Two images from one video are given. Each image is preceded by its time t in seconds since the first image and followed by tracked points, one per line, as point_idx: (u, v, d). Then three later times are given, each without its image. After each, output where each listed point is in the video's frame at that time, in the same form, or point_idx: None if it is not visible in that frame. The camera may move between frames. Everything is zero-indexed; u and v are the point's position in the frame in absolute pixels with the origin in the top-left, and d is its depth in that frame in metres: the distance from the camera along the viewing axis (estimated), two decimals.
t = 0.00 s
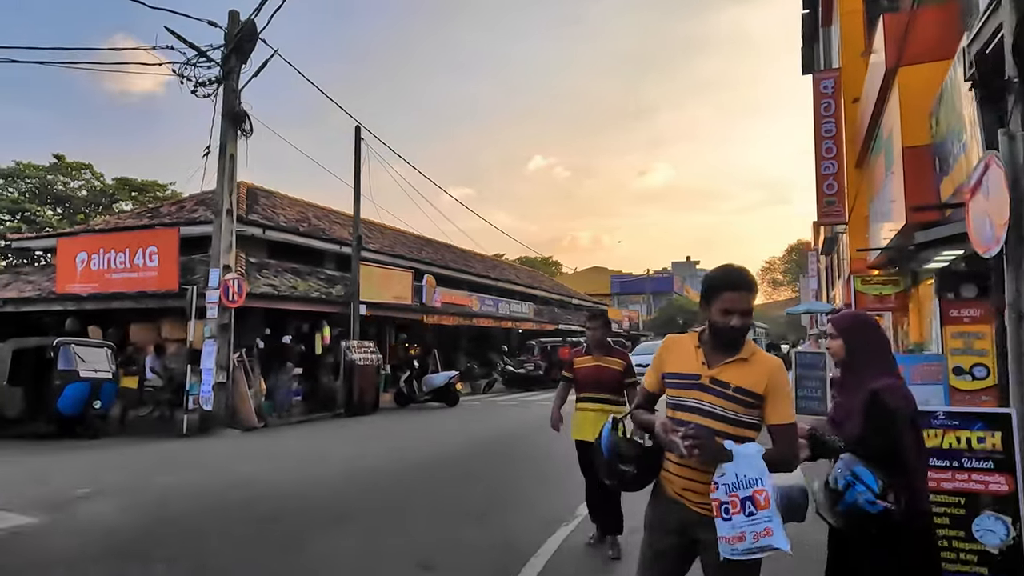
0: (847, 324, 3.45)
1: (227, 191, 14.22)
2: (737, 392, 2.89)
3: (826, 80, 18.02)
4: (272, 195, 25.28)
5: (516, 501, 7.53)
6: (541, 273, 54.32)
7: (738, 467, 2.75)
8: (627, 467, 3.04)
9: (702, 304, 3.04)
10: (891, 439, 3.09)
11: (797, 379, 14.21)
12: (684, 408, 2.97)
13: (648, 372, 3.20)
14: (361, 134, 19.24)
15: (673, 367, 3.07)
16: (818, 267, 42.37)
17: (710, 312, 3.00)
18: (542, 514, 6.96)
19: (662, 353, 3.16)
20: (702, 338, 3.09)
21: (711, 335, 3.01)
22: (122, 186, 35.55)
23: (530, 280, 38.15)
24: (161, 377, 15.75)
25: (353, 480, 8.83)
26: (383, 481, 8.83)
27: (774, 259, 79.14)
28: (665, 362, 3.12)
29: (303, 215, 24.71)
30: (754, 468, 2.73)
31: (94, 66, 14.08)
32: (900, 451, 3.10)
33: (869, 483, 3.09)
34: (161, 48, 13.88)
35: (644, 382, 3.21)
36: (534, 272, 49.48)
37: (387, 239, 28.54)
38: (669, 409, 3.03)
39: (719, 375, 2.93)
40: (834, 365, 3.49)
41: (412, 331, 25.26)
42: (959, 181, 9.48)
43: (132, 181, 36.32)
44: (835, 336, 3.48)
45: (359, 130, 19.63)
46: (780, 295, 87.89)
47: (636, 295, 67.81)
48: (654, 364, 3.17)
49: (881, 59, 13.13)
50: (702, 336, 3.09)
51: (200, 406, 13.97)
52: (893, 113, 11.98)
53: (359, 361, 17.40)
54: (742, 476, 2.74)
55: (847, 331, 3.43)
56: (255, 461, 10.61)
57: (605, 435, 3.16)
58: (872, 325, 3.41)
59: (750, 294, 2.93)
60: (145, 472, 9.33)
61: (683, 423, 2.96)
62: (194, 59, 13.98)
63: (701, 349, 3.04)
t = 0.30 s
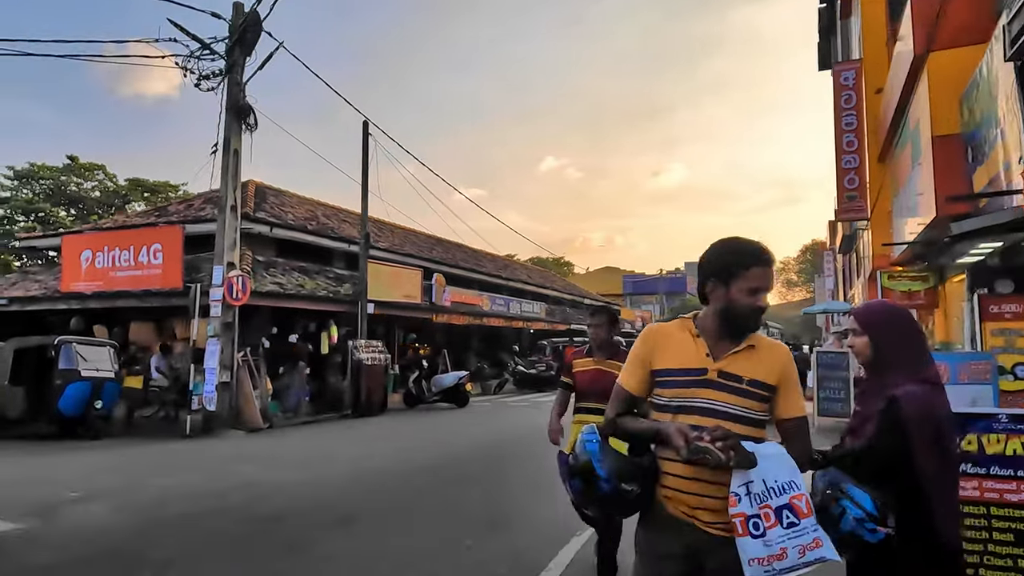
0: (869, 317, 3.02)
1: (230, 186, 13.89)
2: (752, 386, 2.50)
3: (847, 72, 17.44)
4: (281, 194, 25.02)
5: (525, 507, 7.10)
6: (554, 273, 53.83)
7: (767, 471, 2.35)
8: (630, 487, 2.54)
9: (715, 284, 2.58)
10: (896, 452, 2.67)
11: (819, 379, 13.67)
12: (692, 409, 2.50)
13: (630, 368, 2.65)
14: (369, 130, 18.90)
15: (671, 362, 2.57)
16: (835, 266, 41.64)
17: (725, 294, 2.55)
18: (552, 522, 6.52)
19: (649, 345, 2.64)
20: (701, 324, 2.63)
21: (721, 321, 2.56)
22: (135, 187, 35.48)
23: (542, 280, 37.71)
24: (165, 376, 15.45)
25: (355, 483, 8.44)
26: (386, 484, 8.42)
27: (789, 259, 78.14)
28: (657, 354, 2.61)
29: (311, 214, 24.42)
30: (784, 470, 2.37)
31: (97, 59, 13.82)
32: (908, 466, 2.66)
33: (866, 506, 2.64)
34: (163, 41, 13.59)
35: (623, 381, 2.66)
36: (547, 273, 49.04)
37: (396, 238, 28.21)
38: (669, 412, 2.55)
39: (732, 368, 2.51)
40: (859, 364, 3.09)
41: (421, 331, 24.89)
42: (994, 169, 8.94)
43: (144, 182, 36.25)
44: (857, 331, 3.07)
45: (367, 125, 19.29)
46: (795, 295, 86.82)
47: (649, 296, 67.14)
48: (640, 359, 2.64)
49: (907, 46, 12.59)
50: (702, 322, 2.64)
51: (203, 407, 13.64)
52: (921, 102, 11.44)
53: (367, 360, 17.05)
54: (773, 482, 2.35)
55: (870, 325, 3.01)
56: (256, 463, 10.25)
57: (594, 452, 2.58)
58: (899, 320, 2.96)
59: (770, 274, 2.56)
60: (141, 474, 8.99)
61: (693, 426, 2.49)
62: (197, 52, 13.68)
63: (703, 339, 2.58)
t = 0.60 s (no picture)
0: (893, 321, 2.59)
1: (236, 184, 13.58)
2: (760, 400, 2.18)
3: (870, 64, 16.85)
4: (291, 194, 24.75)
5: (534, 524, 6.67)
6: (567, 275, 53.31)
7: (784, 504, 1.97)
8: (629, 550, 2.07)
9: (730, 278, 2.20)
10: (921, 486, 2.22)
11: (844, 384, 13.09)
12: (704, 437, 2.07)
13: (618, 387, 2.10)
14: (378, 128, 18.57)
15: (676, 378, 2.09)
16: (854, 268, 40.83)
17: (742, 292, 2.19)
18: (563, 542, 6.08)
19: (640, 355, 2.12)
20: (699, 326, 2.20)
21: (731, 324, 2.20)
22: (149, 188, 35.36)
23: (554, 281, 37.26)
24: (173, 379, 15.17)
25: (357, 494, 8.03)
26: (390, 493, 8.03)
27: (806, 260, 77.11)
28: (654, 368, 2.10)
29: (321, 214, 24.11)
30: (805, 507, 1.98)
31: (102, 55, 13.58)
32: (936, 504, 2.19)
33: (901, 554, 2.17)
34: (167, 36, 13.31)
35: (607, 404, 2.10)
36: (560, 274, 48.50)
37: (407, 238, 27.88)
38: (674, 443, 2.07)
39: (742, 380, 2.15)
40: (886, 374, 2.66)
41: (432, 332, 24.53)
42: None
43: (158, 183, 36.13)
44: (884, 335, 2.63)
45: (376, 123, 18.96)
46: (811, 295, 85.73)
47: (662, 296, 66.36)
48: (633, 374, 2.10)
49: (936, 35, 12.05)
50: (701, 324, 2.22)
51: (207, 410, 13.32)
52: (955, 93, 10.90)
53: (375, 362, 16.71)
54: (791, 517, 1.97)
55: (899, 329, 2.57)
56: (257, 470, 9.89)
57: (583, 509, 2.09)
58: (937, 324, 2.51)
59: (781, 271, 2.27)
60: (138, 481, 8.65)
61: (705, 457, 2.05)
62: (202, 47, 13.40)
63: (707, 347, 2.15)
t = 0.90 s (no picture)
0: (928, 309, 2.29)
1: (243, 181, 13.33)
2: (793, 396, 1.88)
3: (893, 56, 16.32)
4: (302, 194, 24.57)
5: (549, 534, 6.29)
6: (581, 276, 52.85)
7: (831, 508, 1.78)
8: None
9: (774, 251, 1.84)
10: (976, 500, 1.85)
11: (870, 385, 12.59)
12: (751, 445, 1.69)
13: (648, 389, 1.63)
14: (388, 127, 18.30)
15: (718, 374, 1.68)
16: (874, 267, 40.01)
17: (784, 269, 1.85)
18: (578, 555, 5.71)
19: (672, 345, 1.67)
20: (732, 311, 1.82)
21: (767, 306, 1.87)
22: (163, 191, 35.28)
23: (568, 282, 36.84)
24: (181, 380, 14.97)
25: (363, 499, 7.71)
26: (397, 497, 7.67)
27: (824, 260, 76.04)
28: (691, 363, 1.67)
29: (333, 214, 23.90)
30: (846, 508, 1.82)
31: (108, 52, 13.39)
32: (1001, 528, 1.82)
33: None
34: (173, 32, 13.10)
35: (636, 412, 1.62)
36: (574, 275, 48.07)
37: (419, 238, 27.60)
38: (718, 457, 1.65)
39: (776, 374, 1.83)
40: (923, 374, 2.32)
41: (445, 333, 24.23)
42: None
43: (172, 186, 36.04)
44: (925, 332, 2.28)
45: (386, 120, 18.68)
46: (829, 296, 84.55)
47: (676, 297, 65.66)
48: (665, 371, 1.65)
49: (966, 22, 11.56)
50: (728, 308, 1.87)
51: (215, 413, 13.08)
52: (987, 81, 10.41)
53: (386, 364, 16.40)
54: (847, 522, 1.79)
55: (945, 324, 2.23)
56: (263, 474, 9.61)
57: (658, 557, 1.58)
58: (980, 315, 2.22)
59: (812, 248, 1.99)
60: (139, 485, 8.39)
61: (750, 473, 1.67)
62: (209, 43, 13.18)
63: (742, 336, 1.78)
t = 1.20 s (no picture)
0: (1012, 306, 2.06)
1: (262, 184, 13.14)
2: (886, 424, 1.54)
3: (932, 44, 15.60)
4: (324, 197, 24.45)
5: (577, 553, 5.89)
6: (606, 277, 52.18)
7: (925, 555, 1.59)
8: None
9: (878, 245, 1.48)
10: None
11: (913, 389, 11.97)
12: (869, 483, 1.33)
13: (751, 411, 1.25)
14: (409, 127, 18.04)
15: (832, 395, 1.31)
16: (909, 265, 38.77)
17: (886, 266, 1.50)
18: None
19: (780, 358, 1.30)
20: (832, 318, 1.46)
21: (866, 312, 1.50)
22: (190, 197, 35.51)
23: (593, 283, 36.31)
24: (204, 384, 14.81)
25: (383, 511, 7.38)
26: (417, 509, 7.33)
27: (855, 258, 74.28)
28: (800, 380, 1.30)
29: (354, 217, 23.72)
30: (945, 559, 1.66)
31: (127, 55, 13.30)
32: None
33: None
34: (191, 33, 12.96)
35: (737, 442, 1.24)
36: (599, 276, 47.46)
37: (441, 240, 27.34)
38: (838, 498, 1.28)
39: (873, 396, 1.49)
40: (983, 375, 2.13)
41: (468, 336, 23.92)
42: None
43: (198, 192, 36.24)
44: (1012, 335, 2.05)
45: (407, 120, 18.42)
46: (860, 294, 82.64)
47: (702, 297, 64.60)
48: (772, 386, 1.27)
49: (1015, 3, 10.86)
50: (822, 313, 1.48)
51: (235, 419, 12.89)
52: None
53: (409, 368, 16.10)
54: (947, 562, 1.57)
55: None
56: (281, 482, 9.35)
57: None
58: None
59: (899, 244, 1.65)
60: (154, 495, 8.17)
61: (865, 519, 1.30)
62: (228, 44, 13.03)
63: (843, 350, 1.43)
